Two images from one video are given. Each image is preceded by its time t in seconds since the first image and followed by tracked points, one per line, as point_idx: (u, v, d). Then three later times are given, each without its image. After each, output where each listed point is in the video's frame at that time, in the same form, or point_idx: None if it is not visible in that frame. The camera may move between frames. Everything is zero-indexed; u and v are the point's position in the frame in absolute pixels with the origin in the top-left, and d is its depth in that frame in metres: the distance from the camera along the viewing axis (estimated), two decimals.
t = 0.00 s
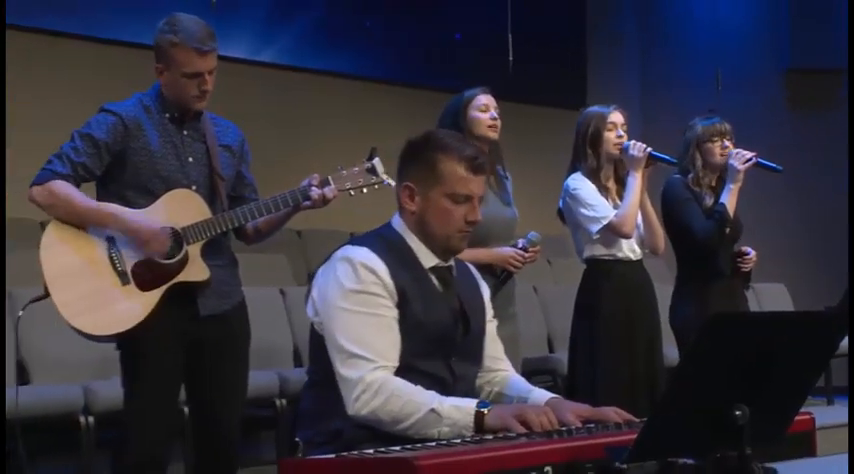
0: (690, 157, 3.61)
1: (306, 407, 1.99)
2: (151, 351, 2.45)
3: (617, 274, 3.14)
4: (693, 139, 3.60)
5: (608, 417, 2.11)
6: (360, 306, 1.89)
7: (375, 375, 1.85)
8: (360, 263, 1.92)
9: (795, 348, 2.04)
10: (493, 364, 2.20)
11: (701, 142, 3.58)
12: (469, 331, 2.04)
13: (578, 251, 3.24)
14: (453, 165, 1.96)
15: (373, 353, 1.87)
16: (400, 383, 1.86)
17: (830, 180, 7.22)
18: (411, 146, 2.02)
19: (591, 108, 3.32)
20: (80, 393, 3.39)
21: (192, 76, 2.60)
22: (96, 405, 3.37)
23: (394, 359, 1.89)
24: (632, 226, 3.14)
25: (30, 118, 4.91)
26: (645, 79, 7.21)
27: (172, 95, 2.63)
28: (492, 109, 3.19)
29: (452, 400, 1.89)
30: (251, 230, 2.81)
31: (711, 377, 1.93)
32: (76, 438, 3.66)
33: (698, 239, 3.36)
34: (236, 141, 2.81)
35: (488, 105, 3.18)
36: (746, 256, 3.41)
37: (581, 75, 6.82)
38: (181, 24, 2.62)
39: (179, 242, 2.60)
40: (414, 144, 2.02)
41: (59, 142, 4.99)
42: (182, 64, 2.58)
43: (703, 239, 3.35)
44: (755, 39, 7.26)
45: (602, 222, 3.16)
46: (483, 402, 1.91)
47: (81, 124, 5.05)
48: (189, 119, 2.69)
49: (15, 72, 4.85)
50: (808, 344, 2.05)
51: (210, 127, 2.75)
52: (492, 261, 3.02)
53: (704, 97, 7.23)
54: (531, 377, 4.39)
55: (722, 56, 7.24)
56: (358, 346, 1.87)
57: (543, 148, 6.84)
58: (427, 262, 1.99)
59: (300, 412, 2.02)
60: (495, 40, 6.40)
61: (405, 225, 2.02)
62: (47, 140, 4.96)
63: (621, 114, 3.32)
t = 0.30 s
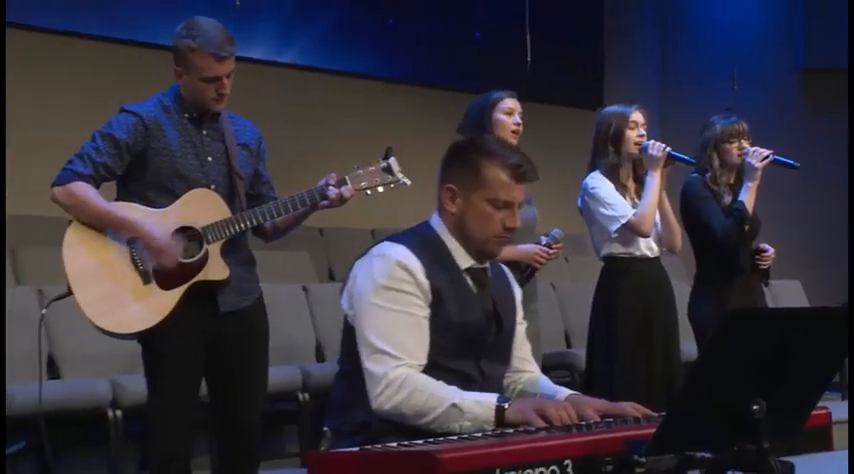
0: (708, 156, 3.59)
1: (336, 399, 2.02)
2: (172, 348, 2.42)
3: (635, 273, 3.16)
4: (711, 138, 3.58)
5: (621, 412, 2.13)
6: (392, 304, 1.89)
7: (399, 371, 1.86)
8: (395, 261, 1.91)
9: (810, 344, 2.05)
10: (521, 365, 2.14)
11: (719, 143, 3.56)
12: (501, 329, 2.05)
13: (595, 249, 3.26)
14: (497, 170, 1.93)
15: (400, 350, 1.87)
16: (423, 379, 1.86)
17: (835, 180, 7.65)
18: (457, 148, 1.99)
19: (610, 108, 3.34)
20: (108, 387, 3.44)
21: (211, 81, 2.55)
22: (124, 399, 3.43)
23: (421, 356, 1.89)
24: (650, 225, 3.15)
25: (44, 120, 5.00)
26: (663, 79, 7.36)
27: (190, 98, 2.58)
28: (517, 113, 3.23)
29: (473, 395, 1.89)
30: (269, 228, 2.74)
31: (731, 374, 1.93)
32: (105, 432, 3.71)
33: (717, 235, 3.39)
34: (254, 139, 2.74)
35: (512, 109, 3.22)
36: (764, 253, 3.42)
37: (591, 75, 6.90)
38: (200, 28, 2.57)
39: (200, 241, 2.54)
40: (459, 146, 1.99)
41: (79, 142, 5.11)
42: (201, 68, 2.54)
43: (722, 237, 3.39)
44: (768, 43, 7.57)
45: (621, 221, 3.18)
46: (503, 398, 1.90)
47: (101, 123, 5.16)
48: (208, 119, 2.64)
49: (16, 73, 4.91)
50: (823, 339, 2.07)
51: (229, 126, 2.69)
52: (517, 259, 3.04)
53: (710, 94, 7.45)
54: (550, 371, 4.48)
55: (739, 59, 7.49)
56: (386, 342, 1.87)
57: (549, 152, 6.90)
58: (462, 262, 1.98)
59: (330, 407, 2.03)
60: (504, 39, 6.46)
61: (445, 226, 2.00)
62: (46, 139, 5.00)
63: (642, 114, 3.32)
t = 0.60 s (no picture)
0: (725, 155, 3.62)
1: (364, 391, 2.06)
2: (196, 344, 2.45)
3: (653, 269, 3.20)
4: (726, 136, 3.61)
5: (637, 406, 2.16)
6: (421, 300, 1.91)
7: (421, 364, 1.88)
8: (429, 260, 1.94)
9: (828, 342, 2.05)
10: (547, 365, 2.19)
11: (734, 141, 3.60)
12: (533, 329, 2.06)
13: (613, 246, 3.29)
14: (538, 177, 1.94)
15: (424, 345, 1.89)
16: (445, 373, 1.88)
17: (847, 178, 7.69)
18: (499, 152, 2.01)
19: (627, 108, 3.38)
20: (135, 381, 3.52)
21: (231, 79, 2.57)
22: (149, 394, 3.50)
23: (445, 352, 1.91)
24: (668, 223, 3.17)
25: (62, 123, 5.12)
26: (678, 78, 7.51)
27: (210, 96, 2.60)
28: (538, 112, 3.27)
29: (494, 389, 1.90)
30: (287, 225, 2.76)
31: (748, 370, 1.93)
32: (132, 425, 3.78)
33: (733, 233, 3.43)
34: (270, 138, 2.76)
35: (533, 108, 3.27)
36: (782, 249, 3.43)
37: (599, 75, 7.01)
38: (220, 28, 2.59)
39: (220, 239, 2.58)
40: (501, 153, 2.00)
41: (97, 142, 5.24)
42: (221, 67, 2.56)
43: (739, 234, 3.42)
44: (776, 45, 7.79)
45: (639, 218, 3.20)
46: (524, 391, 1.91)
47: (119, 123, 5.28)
48: (227, 118, 2.65)
49: (16, 72, 5.00)
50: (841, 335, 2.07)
51: (247, 126, 2.71)
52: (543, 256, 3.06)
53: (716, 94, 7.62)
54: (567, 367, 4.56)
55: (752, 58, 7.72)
56: (412, 337, 1.89)
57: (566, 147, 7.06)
58: (495, 263, 2.02)
59: (360, 400, 2.07)
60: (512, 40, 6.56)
61: (483, 228, 2.03)
62: (46, 139, 5.07)
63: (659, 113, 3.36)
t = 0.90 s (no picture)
0: (742, 152, 3.65)
1: (388, 385, 2.10)
2: (218, 340, 2.49)
3: (669, 265, 3.23)
4: (744, 133, 3.65)
5: (648, 396, 2.09)
6: (446, 293, 1.94)
7: (443, 354, 1.91)
8: (454, 255, 1.97)
9: (841, 337, 2.07)
10: (568, 361, 2.21)
11: (751, 138, 3.63)
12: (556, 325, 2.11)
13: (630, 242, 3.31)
14: (565, 181, 1.97)
15: (447, 337, 1.93)
16: (467, 364, 1.91)
17: None
18: (530, 154, 2.03)
19: (642, 106, 3.41)
20: (160, 374, 3.57)
21: (249, 71, 2.61)
22: (175, 387, 3.55)
23: (468, 345, 1.95)
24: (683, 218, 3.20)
25: (79, 122, 5.24)
26: (692, 80, 7.49)
27: (229, 90, 2.63)
28: (556, 111, 3.31)
29: (515, 378, 1.93)
30: (305, 222, 2.79)
31: (764, 364, 1.94)
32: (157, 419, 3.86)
33: (750, 228, 3.45)
34: (287, 137, 2.80)
35: (551, 107, 3.30)
36: (799, 245, 3.45)
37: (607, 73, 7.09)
38: (241, 23, 2.64)
39: (241, 237, 2.61)
40: (531, 153, 2.03)
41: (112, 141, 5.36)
42: (240, 60, 2.60)
43: (755, 231, 3.45)
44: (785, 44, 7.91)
45: (657, 214, 3.23)
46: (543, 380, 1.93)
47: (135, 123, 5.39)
48: (245, 116, 2.68)
49: (17, 72, 5.06)
50: None
51: (265, 126, 2.74)
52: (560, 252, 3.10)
53: (728, 91, 7.66)
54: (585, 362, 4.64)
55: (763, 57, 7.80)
56: (435, 330, 1.93)
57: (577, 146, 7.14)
58: (520, 261, 2.05)
59: (383, 392, 2.11)
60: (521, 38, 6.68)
61: (506, 226, 2.07)
62: (55, 138, 5.16)
63: (674, 111, 3.40)
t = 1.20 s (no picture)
0: (763, 151, 3.68)
1: (408, 381, 2.14)
2: (239, 337, 2.53)
3: (683, 262, 3.25)
4: (765, 133, 3.69)
5: (662, 387, 2.09)
6: (465, 289, 1.98)
7: (465, 348, 1.94)
8: (473, 252, 2.01)
9: None
10: (584, 354, 2.26)
11: (772, 137, 3.66)
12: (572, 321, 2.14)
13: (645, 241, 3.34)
14: (582, 187, 1.98)
15: (467, 331, 1.95)
16: (488, 357, 1.94)
17: None
18: (548, 156, 2.05)
19: (658, 106, 3.43)
20: (185, 370, 3.68)
21: (270, 60, 2.70)
22: (200, 382, 3.66)
23: (488, 339, 1.97)
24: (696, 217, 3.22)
25: (100, 122, 5.40)
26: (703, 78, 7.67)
27: (251, 81, 2.71)
28: (572, 112, 3.34)
29: (535, 369, 1.95)
30: (324, 223, 2.83)
31: (785, 360, 1.86)
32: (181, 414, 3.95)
33: (770, 226, 3.47)
34: (307, 139, 2.84)
35: (568, 107, 3.33)
36: (819, 243, 3.46)
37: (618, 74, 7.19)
38: (260, 19, 2.76)
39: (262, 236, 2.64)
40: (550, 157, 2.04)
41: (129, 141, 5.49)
42: (261, 49, 2.70)
43: (775, 228, 3.47)
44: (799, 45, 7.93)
45: (672, 213, 3.25)
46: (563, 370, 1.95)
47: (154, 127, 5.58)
48: (267, 117, 2.74)
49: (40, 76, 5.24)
50: None
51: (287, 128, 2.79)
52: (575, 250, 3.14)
53: (742, 92, 7.71)
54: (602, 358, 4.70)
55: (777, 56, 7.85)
56: (456, 325, 1.96)
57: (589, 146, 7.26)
58: (536, 259, 2.08)
59: (400, 381, 2.16)
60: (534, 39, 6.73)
61: (524, 226, 2.10)
62: (77, 138, 5.33)
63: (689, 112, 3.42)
